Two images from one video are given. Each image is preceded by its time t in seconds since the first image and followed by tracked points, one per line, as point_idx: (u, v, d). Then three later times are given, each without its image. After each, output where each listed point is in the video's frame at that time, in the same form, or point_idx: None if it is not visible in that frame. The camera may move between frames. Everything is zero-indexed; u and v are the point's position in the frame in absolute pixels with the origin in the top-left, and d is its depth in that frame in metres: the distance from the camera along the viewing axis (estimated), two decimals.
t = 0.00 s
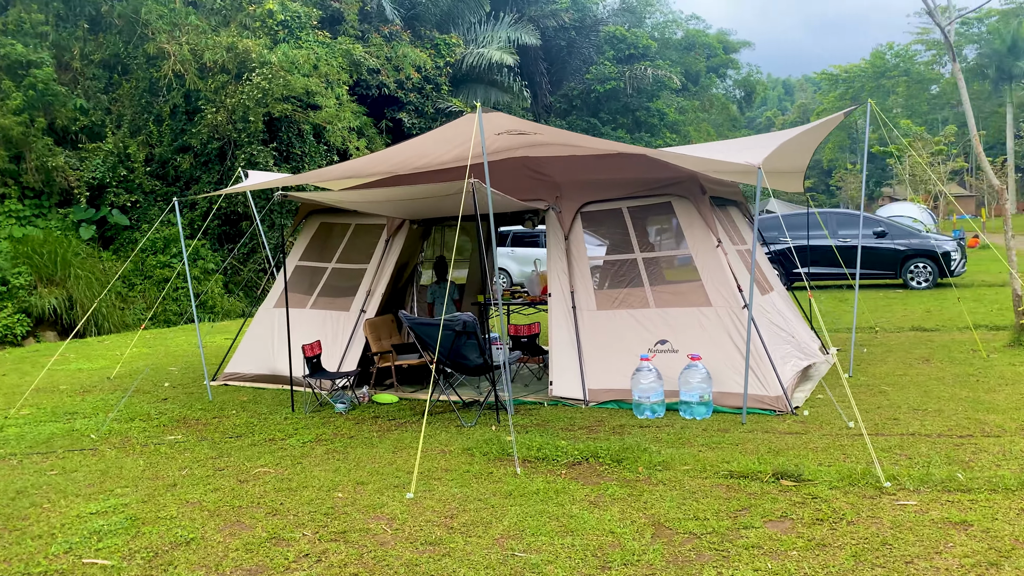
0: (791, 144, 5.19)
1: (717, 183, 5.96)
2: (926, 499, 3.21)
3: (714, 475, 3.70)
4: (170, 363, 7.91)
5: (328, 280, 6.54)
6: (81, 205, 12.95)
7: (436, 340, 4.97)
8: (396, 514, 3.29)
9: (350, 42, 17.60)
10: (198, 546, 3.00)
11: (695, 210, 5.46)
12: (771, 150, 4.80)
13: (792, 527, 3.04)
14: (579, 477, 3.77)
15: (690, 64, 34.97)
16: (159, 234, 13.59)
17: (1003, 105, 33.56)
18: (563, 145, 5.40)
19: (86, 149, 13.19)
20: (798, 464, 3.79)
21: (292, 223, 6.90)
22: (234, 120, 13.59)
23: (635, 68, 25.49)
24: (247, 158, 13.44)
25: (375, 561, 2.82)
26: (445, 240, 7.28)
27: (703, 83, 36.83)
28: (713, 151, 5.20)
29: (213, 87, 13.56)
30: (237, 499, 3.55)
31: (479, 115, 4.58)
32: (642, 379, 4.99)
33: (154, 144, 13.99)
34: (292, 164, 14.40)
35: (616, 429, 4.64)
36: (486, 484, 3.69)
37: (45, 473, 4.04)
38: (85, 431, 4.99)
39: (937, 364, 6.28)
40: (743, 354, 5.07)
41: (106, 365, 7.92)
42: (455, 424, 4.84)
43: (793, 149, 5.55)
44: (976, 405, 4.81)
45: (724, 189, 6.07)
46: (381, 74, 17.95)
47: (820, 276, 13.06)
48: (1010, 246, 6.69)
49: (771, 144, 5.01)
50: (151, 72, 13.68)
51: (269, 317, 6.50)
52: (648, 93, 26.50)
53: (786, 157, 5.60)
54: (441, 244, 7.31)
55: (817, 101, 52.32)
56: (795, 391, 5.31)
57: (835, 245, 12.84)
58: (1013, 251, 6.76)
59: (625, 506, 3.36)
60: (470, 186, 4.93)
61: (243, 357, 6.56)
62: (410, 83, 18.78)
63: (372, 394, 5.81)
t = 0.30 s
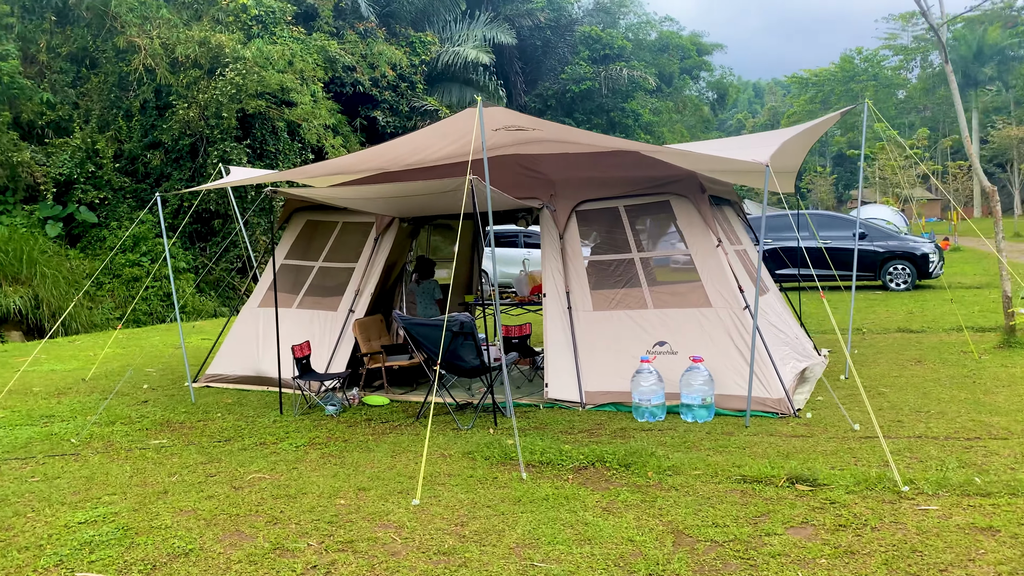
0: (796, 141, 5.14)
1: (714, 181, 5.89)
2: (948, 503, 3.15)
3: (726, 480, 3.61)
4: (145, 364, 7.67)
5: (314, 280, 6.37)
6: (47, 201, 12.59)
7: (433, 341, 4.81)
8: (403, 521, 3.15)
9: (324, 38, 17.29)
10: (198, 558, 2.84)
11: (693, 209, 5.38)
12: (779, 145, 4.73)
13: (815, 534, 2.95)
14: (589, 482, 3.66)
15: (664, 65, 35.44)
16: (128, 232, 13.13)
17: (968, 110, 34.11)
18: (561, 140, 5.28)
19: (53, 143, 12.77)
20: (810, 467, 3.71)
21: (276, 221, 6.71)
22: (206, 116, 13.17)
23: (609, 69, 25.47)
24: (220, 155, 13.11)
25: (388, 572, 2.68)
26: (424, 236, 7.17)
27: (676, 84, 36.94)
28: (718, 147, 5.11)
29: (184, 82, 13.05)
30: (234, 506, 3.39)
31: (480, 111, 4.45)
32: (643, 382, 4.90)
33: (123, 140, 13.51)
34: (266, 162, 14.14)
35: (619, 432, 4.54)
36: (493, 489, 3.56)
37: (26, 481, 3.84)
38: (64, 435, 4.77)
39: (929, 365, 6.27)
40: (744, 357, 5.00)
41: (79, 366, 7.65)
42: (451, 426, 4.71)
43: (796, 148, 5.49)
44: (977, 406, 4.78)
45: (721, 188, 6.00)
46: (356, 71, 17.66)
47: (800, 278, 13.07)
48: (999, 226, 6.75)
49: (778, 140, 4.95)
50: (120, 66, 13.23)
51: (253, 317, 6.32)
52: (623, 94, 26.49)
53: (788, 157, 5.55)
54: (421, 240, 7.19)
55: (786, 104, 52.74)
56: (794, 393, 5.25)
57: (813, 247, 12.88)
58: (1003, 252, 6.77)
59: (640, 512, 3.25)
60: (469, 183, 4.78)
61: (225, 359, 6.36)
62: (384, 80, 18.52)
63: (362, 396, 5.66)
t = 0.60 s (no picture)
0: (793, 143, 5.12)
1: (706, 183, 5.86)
2: (958, 507, 3.12)
3: (731, 483, 3.57)
4: (122, 366, 7.47)
5: (299, 279, 6.24)
6: (14, 199, 12.03)
7: (428, 343, 4.73)
8: (408, 528, 3.07)
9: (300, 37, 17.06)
10: (198, 568, 2.73)
11: (688, 210, 5.33)
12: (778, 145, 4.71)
13: (829, 538, 2.91)
14: (593, 487, 3.60)
15: (637, 70, 35.64)
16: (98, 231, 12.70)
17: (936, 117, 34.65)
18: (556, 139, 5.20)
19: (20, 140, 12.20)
20: (815, 470, 3.67)
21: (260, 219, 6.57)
22: (179, 114, 12.84)
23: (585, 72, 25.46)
24: (194, 154, 12.85)
25: None
26: (409, 237, 7.06)
27: (651, 88, 37.05)
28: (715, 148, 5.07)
29: (157, 80, 12.73)
30: (230, 513, 3.27)
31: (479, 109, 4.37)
32: (638, 384, 4.85)
33: (93, 138, 13.13)
34: (241, 161, 13.92)
35: (616, 434, 4.48)
36: (497, 494, 3.49)
37: (7, 488, 3.68)
38: (44, 440, 4.61)
39: (918, 367, 6.29)
40: (740, 358, 4.96)
41: (52, 368, 7.43)
42: (445, 430, 4.62)
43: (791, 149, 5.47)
44: (971, 409, 4.79)
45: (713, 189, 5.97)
46: (331, 70, 17.43)
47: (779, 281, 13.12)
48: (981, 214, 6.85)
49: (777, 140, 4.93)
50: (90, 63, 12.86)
51: (236, 318, 6.18)
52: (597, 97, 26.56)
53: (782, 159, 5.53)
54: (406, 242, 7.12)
55: (756, 109, 53.20)
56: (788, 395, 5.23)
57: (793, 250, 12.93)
58: (988, 254, 6.82)
59: (649, 517, 3.19)
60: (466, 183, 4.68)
61: (207, 360, 6.22)
62: (360, 80, 18.30)
63: (350, 399, 5.55)
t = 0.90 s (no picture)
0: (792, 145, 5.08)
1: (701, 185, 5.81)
2: (978, 515, 3.07)
3: (743, 491, 3.49)
4: (96, 369, 7.22)
5: (284, 280, 6.08)
6: None
7: (426, 347, 4.62)
8: (417, 540, 2.95)
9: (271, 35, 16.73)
10: None
11: (685, 213, 5.27)
12: (780, 146, 4.66)
13: (852, 548, 2.85)
14: (603, 495, 3.50)
15: (609, 73, 35.70)
16: (63, 230, 12.21)
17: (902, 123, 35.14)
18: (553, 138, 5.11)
19: None
20: (827, 477, 3.60)
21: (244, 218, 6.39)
22: (147, 111, 12.45)
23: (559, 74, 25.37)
24: (163, 151, 12.51)
25: None
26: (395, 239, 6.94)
27: (623, 91, 37.06)
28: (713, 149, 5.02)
29: (123, 76, 12.28)
30: (228, 524, 3.13)
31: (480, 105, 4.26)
32: (639, 390, 4.80)
33: (57, 134, 12.72)
34: (211, 158, 13.65)
35: (617, 440, 4.40)
36: (505, 504, 3.37)
37: None
38: (22, 447, 4.41)
39: (909, 371, 6.28)
40: (739, 363, 4.91)
41: (22, 371, 7.16)
42: (441, 436, 4.50)
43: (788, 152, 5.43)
44: (969, 413, 4.78)
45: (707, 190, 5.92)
46: (303, 68, 17.10)
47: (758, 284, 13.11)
48: (969, 219, 6.83)
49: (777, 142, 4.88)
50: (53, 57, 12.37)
51: (219, 319, 6.01)
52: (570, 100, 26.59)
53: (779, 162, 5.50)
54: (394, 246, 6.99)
55: (725, 114, 53.49)
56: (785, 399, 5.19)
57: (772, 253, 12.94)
58: (975, 257, 6.85)
59: (664, 527, 3.10)
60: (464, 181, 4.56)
61: (189, 363, 6.04)
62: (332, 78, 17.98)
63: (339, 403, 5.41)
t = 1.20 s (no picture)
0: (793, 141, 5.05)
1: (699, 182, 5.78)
2: (994, 514, 3.06)
3: (755, 491, 3.45)
4: (78, 366, 7.05)
5: (275, 276, 5.96)
6: None
7: (427, 344, 4.54)
8: (431, 544, 2.87)
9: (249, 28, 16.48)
10: None
11: (685, 210, 5.23)
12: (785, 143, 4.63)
13: (873, 548, 2.82)
14: (614, 496, 3.44)
15: (588, 71, 35.65)
16: (37, 224, 11.88)
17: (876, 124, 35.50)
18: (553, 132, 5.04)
19: None
20: (837, 476, 3.58)
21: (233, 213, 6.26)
22: (123, 105, 12.22)
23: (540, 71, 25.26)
24: (139, 145, 12.32)
25: None
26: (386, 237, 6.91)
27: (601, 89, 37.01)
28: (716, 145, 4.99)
29: (99, 68, 12.03)
30: (234, 528, 3.03)
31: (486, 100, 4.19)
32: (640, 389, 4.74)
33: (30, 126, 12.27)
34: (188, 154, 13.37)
35: (621, 438, 4.35)
36: (516, 504, 3.31)
37: None
38: (9, 447, 4.27)
39: (901, 370, 6.30)
40: (740, 360, 4.88)
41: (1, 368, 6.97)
42: (443, 436, 4.42)
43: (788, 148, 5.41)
44: (968, 411, 4.79)
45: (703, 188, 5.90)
46: (281, 62, 16.86)
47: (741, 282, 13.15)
48: (959, 217, 6.88)
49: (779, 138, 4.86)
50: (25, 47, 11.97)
51: (209, 316, 5.88)
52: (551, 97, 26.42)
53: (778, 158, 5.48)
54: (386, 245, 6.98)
55: (701, 113, 53.68)
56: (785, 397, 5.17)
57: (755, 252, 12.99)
58: (965, 255, 6.91)
59: (681, 528, 3.05)
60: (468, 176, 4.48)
61: (177, 360, 5.90)
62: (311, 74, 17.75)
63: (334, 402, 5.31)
